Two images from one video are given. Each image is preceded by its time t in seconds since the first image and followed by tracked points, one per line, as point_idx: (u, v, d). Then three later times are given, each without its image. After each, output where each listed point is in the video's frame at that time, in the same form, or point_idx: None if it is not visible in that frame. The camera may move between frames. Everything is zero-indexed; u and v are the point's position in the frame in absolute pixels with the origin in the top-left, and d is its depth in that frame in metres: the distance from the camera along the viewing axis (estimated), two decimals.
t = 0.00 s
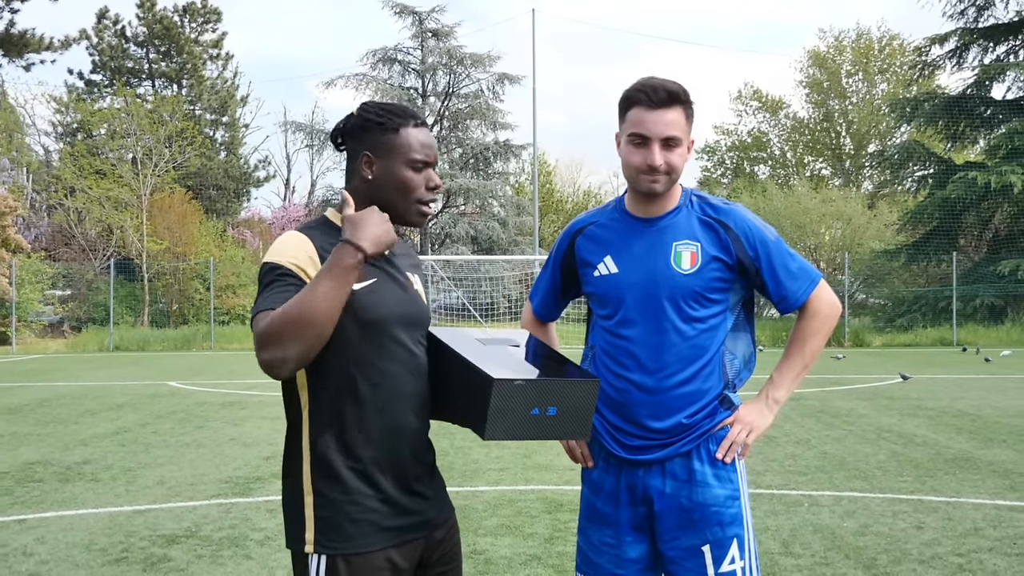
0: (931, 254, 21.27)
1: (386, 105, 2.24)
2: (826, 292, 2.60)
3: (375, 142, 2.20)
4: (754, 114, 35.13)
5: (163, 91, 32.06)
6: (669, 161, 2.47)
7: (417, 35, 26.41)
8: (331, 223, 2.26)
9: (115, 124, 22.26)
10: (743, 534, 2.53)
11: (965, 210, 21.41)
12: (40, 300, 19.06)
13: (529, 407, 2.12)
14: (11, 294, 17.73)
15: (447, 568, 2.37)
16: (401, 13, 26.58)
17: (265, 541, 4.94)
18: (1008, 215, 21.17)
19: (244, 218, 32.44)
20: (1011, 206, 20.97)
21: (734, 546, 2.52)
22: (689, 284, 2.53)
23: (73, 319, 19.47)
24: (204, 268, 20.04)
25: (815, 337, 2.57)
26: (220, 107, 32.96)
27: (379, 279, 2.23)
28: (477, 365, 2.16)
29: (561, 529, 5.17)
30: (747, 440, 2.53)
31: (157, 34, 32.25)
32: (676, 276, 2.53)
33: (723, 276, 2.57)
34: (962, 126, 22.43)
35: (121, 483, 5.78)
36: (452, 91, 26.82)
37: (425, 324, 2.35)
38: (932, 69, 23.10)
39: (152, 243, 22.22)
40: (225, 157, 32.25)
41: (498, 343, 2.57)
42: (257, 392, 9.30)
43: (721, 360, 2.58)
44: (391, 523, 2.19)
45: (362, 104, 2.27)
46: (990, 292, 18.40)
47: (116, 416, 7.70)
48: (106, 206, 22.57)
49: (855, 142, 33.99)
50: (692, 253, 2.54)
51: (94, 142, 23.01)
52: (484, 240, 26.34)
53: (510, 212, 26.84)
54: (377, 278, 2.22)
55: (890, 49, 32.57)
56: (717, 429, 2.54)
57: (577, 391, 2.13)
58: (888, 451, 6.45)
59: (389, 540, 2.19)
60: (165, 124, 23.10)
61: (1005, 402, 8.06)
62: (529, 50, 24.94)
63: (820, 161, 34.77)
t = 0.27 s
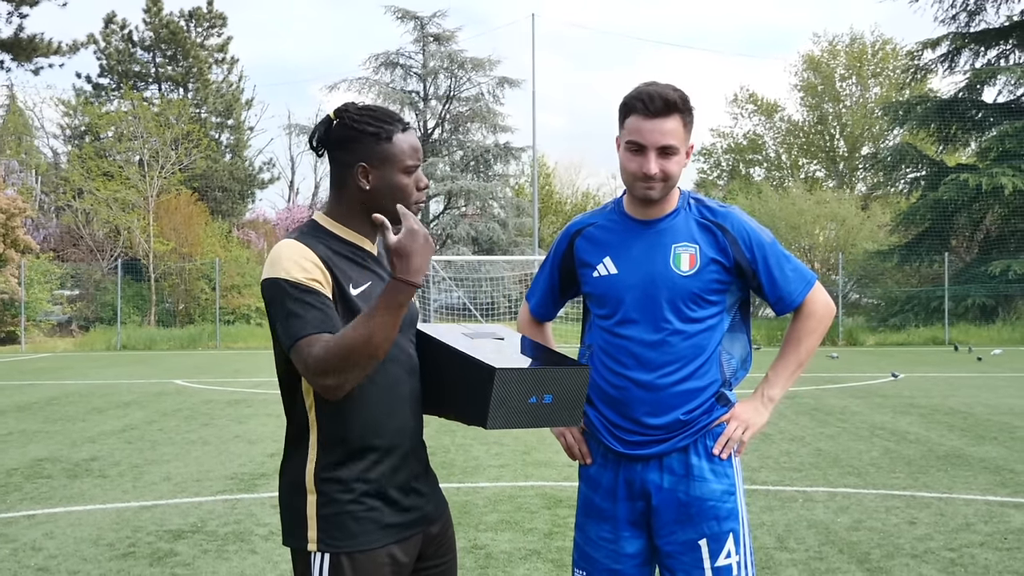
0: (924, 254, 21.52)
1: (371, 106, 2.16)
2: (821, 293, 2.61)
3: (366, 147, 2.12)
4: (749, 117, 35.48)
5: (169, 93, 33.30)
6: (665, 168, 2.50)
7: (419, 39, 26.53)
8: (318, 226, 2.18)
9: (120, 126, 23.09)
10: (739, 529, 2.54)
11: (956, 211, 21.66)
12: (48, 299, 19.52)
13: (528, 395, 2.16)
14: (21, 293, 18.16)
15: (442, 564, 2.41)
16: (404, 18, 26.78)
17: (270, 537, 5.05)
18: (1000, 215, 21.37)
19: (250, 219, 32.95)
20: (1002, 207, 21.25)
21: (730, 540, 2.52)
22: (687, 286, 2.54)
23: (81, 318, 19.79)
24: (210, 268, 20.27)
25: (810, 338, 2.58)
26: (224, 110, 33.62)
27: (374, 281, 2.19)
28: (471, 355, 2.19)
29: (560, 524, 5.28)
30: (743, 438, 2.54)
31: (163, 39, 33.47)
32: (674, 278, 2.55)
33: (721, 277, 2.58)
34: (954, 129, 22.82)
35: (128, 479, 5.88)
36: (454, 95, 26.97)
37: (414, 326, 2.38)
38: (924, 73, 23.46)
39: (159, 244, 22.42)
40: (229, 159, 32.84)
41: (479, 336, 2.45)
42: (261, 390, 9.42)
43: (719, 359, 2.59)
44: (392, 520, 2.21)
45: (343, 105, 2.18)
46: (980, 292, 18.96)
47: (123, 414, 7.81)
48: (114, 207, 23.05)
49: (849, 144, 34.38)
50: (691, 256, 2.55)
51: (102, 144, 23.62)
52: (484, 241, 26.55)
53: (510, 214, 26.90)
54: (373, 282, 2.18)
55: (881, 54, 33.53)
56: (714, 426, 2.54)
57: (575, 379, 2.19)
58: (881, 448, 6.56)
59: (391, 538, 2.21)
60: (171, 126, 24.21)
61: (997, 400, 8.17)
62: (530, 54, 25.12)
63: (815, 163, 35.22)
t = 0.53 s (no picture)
0: (916, 255, 21.71)
1: (376, 115, 2.25)
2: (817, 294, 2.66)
3: (370, 152, 2.20)
4: (744, 121, 35.81)
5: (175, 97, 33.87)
6: (670, 170, 2.49)
7: (421, 44, 26.64)
8: (323, 230, 2.22)
9: (129, 129, 23.07)
10: (742, 524, 2.54)
11: (948, 213, 21.91)
12: (57, 300, 19.91)
13: (524, 392, 2.08)
14: (31, 293, 18.57)
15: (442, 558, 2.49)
16: (405, 23, 26.87)
17: (274, 532, 5.15)
18: (990, 217, 21.67)
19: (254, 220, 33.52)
20: (993, 209, 21.49)
21: (735, 535, 2.53)
22: (692, 285, 2.54)
23: (88, 318, 20.04)
24: (215, 268, 20.52)
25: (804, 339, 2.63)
26: (229, 114, 34.23)
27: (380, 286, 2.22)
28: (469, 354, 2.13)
29: (559, 520, 5.38)
30: (745, 434, 2.54)
31: (170, 44, 34.17)
32: (679, 278, 2.55)
33: (723, 276, 2.60)
34: (945, 132, 23.08)
35: (135, 476, 5.99)
36: (455, 98, 27.12)
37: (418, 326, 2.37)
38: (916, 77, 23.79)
39: (166, 244, 23.36)
40: (237, 162, 33.69)
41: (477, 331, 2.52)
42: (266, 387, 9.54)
43: (721, 356, 2.60)
44: (399, 515, 2.28)
45: (348, 113, 2.25)
46: (972, 291, 19.12)
47: (131, 411, 7.92)
48: (121, 209, 23.84)
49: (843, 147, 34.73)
50: (695, 256, 2.56)
51: (109, 147, 24.15)
52: (485, 241, 26.72)
53: (510, 215, 26.98)
54: (379, 288, 2.21)
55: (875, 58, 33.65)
56: (717, 421, 2.55)
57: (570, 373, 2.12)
58: (874, 445, 6.67)
59: (399, 533, 2.29)
60: (178, 129, 24.18)
61: (988, 397, 8.29)
62: (530, 58, 25.29)
63: (809, 165, 35.57)
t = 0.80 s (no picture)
0: (908, 255, 21.93)
1: (381, 120, 2.34)
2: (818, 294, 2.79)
3: (375, 158, 2.30)
4: (741, 123, 36.08)
5: (182, 101, 34.18)
6: (684, 174, 2.58)
7: (422, 48, 26.78)
8: (330, 232, 2.32)
9: (136, 132, 24.16)
10: (753, 509, 2.64)
11: (940, 214, 22.04)
12: (66, 299, 20.04)
13: (522, 390, 2.19)
14: (41, 293, 18.83)
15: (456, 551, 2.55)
16: (407, 28, 26.98)
17: (279, 527, 5.26)
18: (981, 218, 21.71)
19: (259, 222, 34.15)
20: (984, 210, 21.56)
21: (747, 520, 2.63)
22: (703, 286, 2.64)
23: (96, 317, 20.50)
24: (221, 268, 20.70)
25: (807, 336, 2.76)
26: (235, 117, 34.95)
27: (383, 288, 2.30)
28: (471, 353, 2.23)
29: (558, 515, 5.50)
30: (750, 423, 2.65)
31: (176, 48, 34.24)
32: (690, 279, 2.64)
33: (731, 276, 2.70)
34: (937, 135, 23.25)
35: (143, 472, 6.11)
36: (456, 102, 27.19)
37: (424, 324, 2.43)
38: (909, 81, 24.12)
39: (171, 244, 24.04)
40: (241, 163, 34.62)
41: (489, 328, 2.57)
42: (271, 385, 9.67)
43: (729, 351, 2.70)
44: (404, 510, 2.36)
45: (351, 118, 2.35)
46: (963, 292, 19.53)
47: (138, 409, 8.04)
48: (128, 210, 24.31)
49: (836, 150, 35.05)
50: (706, 258, 2.66)
51: (117, 149, 24.76)
52: (485, 243, 26.82)
53: (510, 216, 27.09)
54: (382, 289, 2.30)
55: (868, 63, 33.75)
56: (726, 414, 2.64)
57: (566, 373, 2.22)
58: (867, 442, 6.79)
59: (404, 527, 2.36)
60: (185, 132, 25.02)
61: (979, 395, 8.41)
62: (530, 62, 25.45)
63: (804, 167, 35.94)
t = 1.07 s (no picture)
0: (901, 256, 22.52)
1: (397, 124, 2.44)
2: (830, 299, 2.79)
3: (388, 160, 2.41)
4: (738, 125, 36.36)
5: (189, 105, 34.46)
6: (697, 184, 2.55)
7: (424, 53, 26.86)
8: (350, 232, 2.45)
9: (143, 135, 24.24)
10: (762, 511, 2.63)
11: (931, 215, 22.34)
12: (74, 299, 20.17)
13: (516, 383, 2.27)
14: (49, 293, 19.06)
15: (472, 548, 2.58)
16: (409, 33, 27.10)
17: (284, 522, 5.37)
18: (972, 219, 21.98)
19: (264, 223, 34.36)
20: (975, 212, 21.83)
21: (757, 521, 2.61)
22: (720, 291, 2.62)
23: (104, 317, 20.58)
24: (226, 268, 20.87)
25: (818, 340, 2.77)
26: (240, 120, 35.14)
27: (396, 285, 2.39)
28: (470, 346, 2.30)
29: (557, 511, 5.62)
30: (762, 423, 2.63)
31: (183, 53, 34.58)
32: (707, 283, 2.61)
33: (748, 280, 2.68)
34: (929, 138, 23.31)
35: (150, 469, 6.23)
36: (457, 106, 27.23)
37: (442, 323, 2.50)
38: (902, 85, 24.41)
39: (178, 245, 24.30)
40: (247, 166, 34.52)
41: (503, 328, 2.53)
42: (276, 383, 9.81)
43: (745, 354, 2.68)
44: (414, 506, 2.42)
45: (368, 123, 2.47)
46: (954, 291, 20.02)
47: (145, 406, 8.18)
48: (136, 211, 24.53)
49: (830, 153, 35.47)
50: (723, 263, 2.63)
51: (125, 152, 25.05)
52: (486, 244, 26.88)
53: (510, 218, 27.22)
54: (395, 286, 2.39)
55: (861, 67, 34.58)
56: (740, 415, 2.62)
57: (559, 366, 2.29)
58: (860, 439, 6.92)
59: (412, 522, 2.42)
60: (190, 135, 25.41)
61: (970, 393, 8.55)
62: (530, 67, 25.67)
63: (798, 170, 36.35)
